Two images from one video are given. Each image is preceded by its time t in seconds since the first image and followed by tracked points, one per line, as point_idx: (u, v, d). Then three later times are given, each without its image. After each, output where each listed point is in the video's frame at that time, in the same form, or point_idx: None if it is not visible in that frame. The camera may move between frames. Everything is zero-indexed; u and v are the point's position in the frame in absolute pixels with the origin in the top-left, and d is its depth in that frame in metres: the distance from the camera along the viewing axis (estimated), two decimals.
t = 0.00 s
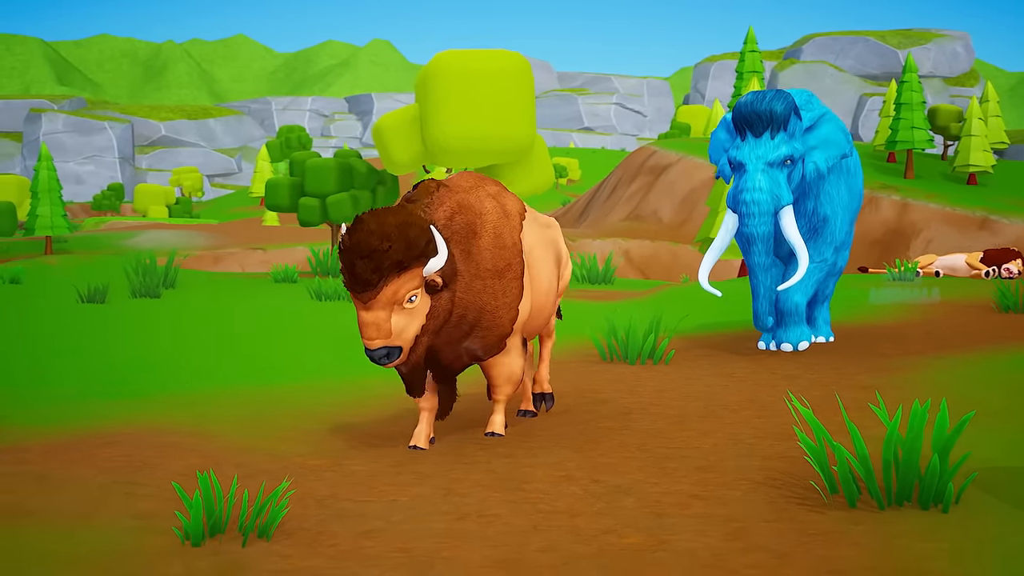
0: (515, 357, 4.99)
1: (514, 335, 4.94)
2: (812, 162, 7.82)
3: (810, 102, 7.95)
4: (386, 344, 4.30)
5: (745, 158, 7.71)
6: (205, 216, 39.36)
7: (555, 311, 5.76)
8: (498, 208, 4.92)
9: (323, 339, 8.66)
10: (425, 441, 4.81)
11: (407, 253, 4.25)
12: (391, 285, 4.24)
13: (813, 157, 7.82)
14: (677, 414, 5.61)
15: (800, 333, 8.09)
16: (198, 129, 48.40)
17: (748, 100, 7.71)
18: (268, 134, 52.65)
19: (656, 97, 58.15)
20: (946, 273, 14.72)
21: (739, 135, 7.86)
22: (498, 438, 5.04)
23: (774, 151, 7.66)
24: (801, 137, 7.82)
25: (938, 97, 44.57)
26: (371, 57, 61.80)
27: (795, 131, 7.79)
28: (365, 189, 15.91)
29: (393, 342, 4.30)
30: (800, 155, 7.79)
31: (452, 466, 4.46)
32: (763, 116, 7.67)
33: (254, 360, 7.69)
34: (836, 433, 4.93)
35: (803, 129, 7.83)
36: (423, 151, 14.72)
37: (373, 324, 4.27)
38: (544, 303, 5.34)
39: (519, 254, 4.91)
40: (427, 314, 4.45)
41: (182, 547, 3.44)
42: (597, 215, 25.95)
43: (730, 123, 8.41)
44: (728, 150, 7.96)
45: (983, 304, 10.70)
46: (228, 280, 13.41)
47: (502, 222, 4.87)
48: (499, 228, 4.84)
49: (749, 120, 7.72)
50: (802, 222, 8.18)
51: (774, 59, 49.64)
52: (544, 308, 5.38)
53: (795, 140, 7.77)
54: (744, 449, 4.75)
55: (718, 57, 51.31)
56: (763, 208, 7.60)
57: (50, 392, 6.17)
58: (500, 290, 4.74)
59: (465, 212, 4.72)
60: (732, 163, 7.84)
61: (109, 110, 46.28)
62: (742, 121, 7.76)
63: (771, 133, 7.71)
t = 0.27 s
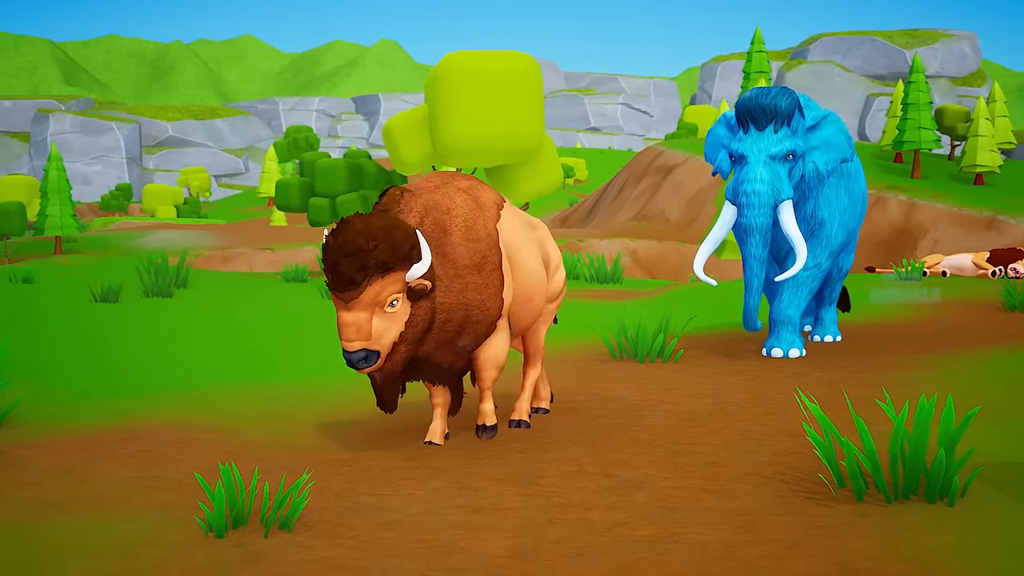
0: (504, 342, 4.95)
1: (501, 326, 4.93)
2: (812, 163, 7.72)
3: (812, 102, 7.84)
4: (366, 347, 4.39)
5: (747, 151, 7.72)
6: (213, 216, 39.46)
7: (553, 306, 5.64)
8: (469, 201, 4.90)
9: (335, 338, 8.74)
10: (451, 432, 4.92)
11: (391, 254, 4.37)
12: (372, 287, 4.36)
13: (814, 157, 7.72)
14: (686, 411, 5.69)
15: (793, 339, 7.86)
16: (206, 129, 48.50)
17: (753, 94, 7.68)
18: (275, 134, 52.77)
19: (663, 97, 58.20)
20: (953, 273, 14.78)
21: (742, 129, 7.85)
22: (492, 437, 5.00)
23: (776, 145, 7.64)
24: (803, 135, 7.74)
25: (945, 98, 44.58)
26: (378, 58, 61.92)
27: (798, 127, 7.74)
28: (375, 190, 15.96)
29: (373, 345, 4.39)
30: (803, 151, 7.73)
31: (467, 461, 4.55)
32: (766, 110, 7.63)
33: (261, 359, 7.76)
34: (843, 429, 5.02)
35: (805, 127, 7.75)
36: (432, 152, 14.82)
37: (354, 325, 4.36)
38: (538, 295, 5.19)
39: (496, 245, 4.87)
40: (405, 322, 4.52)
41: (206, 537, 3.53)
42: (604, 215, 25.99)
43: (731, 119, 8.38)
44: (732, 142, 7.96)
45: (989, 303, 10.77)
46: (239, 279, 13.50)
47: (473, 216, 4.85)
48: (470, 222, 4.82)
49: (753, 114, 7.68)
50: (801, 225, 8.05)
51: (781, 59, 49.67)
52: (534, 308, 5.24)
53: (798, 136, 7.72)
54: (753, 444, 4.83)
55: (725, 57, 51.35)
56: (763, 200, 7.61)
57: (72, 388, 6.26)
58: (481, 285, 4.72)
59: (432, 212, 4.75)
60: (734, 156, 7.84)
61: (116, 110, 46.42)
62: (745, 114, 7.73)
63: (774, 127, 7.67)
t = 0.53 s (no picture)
0: (463, 348, 4.69)
1: (466, 329, 4.71)
2: (815, 168, 7.49)
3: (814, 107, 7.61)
4: (370, 337, 4.34)
5: (748, 158, 7.49)
6: (221, 216, 39.58)
7: (553, 321, 5.43)
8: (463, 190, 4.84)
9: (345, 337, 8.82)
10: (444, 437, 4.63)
11: (388, 243, 4.29)
12: (374, 276, 4.29)
13: (817, 162, 7.48)
14: (696, 408, 5.77)
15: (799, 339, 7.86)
16: (213, 129, 48.65)
17: (753, 100, 7.45)
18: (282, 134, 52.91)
19: (669, 97, 58.26)
20: (959, 273, 14.84)
21: (742, 135, 7.63)
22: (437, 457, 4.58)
23: (778, 153, 7.42)
24: (805, 141, 7.51)
25: (952, 98, 44.62)
26: (384, 58, 62.07)
27: (799, 134, 7.51)
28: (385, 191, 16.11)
29: (375, 334, 4.34)
30: (805, 158, 7.50)
31: (483, 456, 4.64)
32: (768, 117, 7.43)
33: (262, 357, 7.82)
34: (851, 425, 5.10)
35: (807, 133, 7.53)
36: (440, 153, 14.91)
37: (356, 317, 4.30)
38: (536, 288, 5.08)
39: (487, 234, 4.77)
40: (404, 305, 4.47)
41: (229, 529, 3.61)
42: (612, 216, 26.06)
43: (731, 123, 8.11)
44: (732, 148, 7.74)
45: (995, 303, 10.83)
46: (250, 279, 13.57)
47: (465, 203, 4.77)
48: (461, 208, 4.74)
49: (754, 120, 7.47)
50: (804, 229, 7.94)
51: (788, 59, 49.72)
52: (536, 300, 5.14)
53: (801, 143, 7.50)
54: (762, 440, 4.92)
55: (732, 57, 51.41)
56: (764, 210, 7.39)
57: (93, 385, 6.34)
58: (463, 264, 4.62)
59: (422, 195, 4.68)
60: (734, 163, 7.62)
61: (123, 111, 46.56)
62: (746, 120, 7.51)
63: (775, 134, 7.46)
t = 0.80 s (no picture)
0: (472, 370, 4.70)
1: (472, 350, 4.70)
2: (820, 164, 7.61)
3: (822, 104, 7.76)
4: (367, 354, 4.33)
5: (755, 155, 7.59)
6: (229, 216, 39.67)
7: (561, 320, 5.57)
8: (467, 209, 4.78)
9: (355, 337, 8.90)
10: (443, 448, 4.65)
11: (390, 258, 4.29)
12: (373, 292, 4.29)
13: (822, 158, 7.61)
14: (705, 405, 5.86)
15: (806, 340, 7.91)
16: (220, 129, 48.75)
17: (760, 95, 7.55)
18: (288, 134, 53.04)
19: (676, 97, 58.30)
20: (966, 272, 14.89)
21: (749, 132, 7.72)
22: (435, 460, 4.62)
23: (785, 150, 7.53)
24: (812, 136, 7.63)
25: (960, 98, 44.60)
26: (391, 58, 62.22)
27: (806, 129, 7.63)
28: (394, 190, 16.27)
29: (373, 352, 4.33)
30: (811, 154, 7.61)
31: (497, 453, 4.73)
32: (774, 113, 7.51)
33: (268, 355, 7.91)
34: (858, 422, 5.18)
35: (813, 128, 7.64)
36: (450, 152, 15.04)
37: (354, 332, 4.30)
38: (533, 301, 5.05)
39: (490, 258, 4.71)
40: (404, 326, 4.47)
41: (251, 522, 3.71)
42: (620, 216, 26.13)
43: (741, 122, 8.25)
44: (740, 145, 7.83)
45: (1001, 302, 10.90)
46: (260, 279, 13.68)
47: (468, 226, 4.72)
48: (464, 231, 4.69)
49: (760, 116, 7.56)
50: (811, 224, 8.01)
51: (795, 59, 49.75)
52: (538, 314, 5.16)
53: (807, 138, 7.61)
54: (771, 437, 5.00)
55: (739, 57, 51.44)
56: (772, 207, 7.50)
57: (109, 383, 6.43)
58: (462, 293, 4.59)
59: (425, 217, 4.66)
60: (742, 160, 7.71)
61: (131, 111, 46.69)
62: (753, 116, 7.60)
63: (782, 130, 7.56)
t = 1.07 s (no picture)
0: (486, 367, 4.77)
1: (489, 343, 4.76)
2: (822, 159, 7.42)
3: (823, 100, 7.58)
4: (365, 346, 4.35)
5: (755, 147, 7.33)
6: (237, 216, 39.78)
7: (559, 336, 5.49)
8: (482, 206, 4.86)
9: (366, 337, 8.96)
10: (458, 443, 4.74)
11: (390, 250, 4.33)
12: (371, 283, 4.31)
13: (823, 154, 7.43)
14: (715, 402, 5.94)
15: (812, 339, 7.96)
16: (227, 129, 48.88)
17: (761, 89, 7.32)
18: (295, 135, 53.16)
19: (683, 97, 58.35)
20: (973, 272, 14.95)
21: (750, 124, 7.46)
22: (450, 454, 4.70)
23: (786, 142, 7.27)
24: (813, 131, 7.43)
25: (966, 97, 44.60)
26: (398, 58, 62.42)
27: (808, 123, 7.39)
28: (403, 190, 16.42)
29: (371, 344, 4.35)
30: (813, 148, 7.40)
31: (511, 448, 4.81)
32: (776, 105, 7.27)
33: (281, 355, 7.98)
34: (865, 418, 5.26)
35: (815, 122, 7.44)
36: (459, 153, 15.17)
37: (352, 324, 4.32)
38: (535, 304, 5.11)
39: (503, 255, 4.81)
40: (408, 318, 4.48)
41: (272, 515, 3.79)
42: (627, 216, 26.20)
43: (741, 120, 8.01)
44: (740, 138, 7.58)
45: (1007, 302, 10.97)
46: (270, 279, 13.75)
47: (484, 223, 4.80)
48: (480, 229, 4.76)
49: (761, 109, 7.32)
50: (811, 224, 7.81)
51: (802, 59, 49.80)
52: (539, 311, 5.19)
53: (808, 132, 7.38)
54: (779, 433, 5.08)
55: (746, 57, 51.50)
56: (771, 198, 7.27)
57: (127, 380, 6.51)
58: (476, 291, 4.65)
59: (443, 212, 4.69)
60: (743, 152, 7.46)
61: (139, 112, 46.83)
62: (754, 109, 7.36)
63: (784, 123, 7.30)
